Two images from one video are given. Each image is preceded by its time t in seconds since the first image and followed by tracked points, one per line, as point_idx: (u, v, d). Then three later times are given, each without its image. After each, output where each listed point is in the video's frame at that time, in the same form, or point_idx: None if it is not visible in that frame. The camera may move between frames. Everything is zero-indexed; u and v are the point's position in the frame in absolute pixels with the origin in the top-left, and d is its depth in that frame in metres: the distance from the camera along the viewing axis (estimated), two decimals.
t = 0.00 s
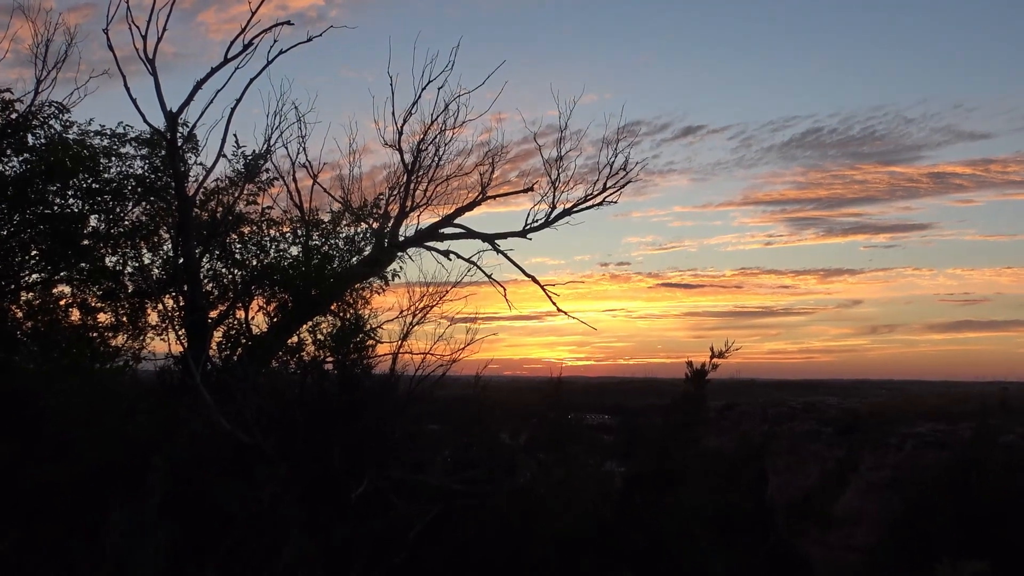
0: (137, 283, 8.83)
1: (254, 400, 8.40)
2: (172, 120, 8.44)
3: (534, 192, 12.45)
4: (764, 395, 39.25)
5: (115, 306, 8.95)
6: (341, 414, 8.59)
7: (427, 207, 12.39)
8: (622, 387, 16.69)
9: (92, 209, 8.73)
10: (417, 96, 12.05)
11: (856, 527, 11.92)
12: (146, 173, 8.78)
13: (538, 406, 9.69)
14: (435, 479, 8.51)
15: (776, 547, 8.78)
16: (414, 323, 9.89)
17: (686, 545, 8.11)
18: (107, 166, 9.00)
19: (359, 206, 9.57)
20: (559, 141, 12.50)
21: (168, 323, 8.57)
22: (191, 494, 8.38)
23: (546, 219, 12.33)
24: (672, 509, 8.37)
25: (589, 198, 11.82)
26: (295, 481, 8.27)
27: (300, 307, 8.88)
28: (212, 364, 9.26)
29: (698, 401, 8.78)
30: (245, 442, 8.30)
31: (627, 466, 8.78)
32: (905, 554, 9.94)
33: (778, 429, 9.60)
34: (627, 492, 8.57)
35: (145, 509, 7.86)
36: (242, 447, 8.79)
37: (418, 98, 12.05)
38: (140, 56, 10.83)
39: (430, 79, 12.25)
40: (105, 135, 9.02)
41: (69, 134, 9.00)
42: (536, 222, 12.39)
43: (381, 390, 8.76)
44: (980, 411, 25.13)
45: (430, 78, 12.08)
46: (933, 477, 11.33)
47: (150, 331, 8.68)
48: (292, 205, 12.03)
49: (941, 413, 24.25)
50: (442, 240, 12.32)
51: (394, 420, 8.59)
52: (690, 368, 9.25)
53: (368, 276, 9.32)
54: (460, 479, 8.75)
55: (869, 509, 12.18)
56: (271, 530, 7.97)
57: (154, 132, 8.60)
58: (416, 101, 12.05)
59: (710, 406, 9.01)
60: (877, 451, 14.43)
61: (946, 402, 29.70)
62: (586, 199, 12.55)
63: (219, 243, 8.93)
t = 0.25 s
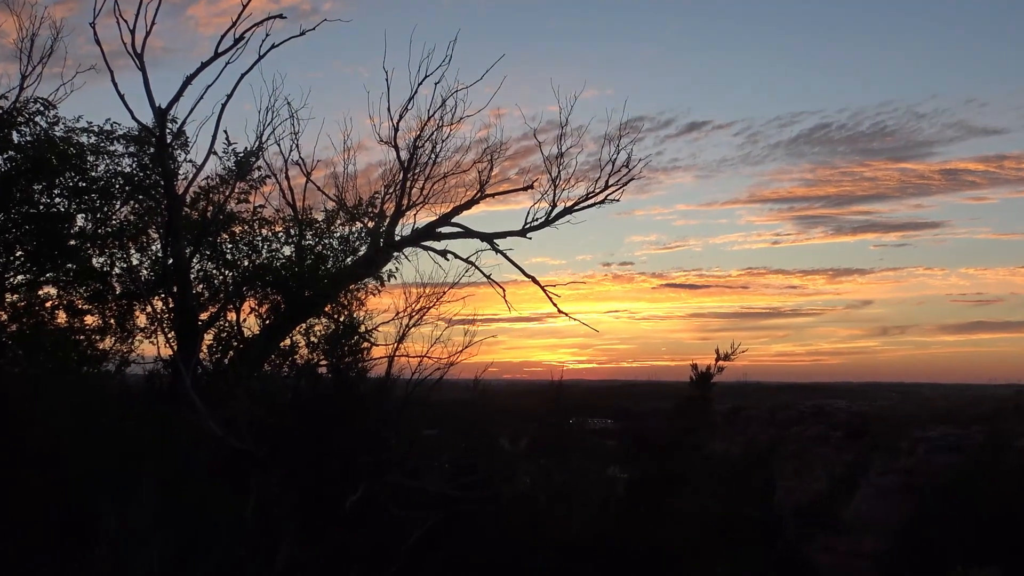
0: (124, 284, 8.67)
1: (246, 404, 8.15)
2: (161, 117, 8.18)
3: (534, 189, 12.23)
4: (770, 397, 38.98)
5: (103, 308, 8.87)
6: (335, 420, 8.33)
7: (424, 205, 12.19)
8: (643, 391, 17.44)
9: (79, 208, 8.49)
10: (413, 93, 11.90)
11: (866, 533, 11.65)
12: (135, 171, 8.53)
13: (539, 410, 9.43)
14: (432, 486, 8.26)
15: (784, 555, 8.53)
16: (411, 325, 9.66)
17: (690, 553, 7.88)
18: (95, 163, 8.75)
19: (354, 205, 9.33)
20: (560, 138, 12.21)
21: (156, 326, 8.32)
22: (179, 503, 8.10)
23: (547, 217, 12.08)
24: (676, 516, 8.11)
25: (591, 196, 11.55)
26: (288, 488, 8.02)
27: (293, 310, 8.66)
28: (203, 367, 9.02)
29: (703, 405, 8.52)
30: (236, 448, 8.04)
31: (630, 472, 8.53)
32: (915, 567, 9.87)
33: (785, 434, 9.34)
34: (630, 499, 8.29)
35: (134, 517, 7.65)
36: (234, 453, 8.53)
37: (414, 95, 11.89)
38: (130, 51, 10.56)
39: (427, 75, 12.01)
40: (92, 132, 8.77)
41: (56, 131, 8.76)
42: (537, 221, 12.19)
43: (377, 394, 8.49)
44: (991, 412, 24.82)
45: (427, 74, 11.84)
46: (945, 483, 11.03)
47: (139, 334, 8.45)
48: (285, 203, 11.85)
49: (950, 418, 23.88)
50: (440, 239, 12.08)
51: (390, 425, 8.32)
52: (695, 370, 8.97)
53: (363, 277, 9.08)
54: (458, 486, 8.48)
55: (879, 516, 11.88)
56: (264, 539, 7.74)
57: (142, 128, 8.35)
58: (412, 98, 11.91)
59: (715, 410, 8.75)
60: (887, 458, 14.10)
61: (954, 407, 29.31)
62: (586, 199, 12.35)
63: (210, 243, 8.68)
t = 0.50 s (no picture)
0: (112, 285, 8.59)
1: (237, 410, 7.87)
2: (148, 112, 7.92)
3: (535, 186, 11.94)
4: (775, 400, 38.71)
5: (88, 311, 8.74)
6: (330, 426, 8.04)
7: (421, 203, 11.90)
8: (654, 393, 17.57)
9: (64, 208, 8.24)
10: (408, 87, 11.62)
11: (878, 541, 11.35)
12: (122, 168, 8.27)
13: (539, 414, 9.13)
14: (429, 494, 7.98)
15: (793, 564, 8.26)
16: (407, 327, 9.41)
17: (694, 559, 7.72)
18: (80, 160, 8.50)
19: (347, 203, 9.08)
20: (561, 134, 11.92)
21: (144, 329, 8.07)
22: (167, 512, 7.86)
23: (547, 215, 11.80)
24: (681, 522, 7.87)
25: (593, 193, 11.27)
26: (280, 495, 7.73)
27: (285, 312, 8.43)
28: (192, 371, 8.75)
29: (709, 407, 8.22)
30: (227, 454, 7.75)
31: (635, 478, 8.25)
32: None
33: (793, 438, 9.05)
34: (634, 505, 8.02)
35: (121, 525, 7.56)
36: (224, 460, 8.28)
37: (410, 88, 11.62)
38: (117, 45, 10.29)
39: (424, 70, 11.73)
40: (77, 128, 8.48)
41: (40, 127, 8.51)
42: (537, 220, 11.90)
43: (372, 398, 8.22)
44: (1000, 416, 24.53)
45: (424, 69, 11.55)
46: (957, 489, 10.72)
47: (126, 337, 8.19)
48: (278, 202, 11.60)
49: (959, 422, 23.52)
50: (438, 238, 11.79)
51: (386, 431, 8.03)
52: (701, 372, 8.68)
53: (357, 278, 8.82)
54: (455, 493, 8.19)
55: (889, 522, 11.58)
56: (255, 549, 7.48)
57: (129, 125, 8.07)
58: (408, 91, 11.63)
59: (722, 413, 8.45)
60: (896, 463, 13.77)
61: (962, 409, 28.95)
62: (588, 194, 12.06)
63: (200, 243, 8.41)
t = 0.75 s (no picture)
0: (99, 286, 8.57)
1: (228, 414, 7.65)
2: (136, 107, 7.71)
3: (535, 184, 11.72)
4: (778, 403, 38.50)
5: (74, 312, 8.72)
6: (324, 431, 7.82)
7: (418, 201, 11.68)
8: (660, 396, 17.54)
9: (50, 206, 8.03)
10: (405, 83, 11.40)
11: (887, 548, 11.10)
12: (109, 165, 8.07)
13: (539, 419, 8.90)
14: (427, 501, 7.75)
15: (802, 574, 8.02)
16: (403, 329, 9.20)
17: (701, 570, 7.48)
18: (67, 158, 8.29)
19: (342, 202, 8.88)
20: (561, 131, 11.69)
21: (133, 331, 7.86)
22: (156, 520, 7.59)
23: (548, 214, 11.57)
24: (686, 531, 7.64)
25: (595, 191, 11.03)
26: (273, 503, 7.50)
27: (278, 313, 8.22)
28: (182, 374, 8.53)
29: (716, 413, 7.98)
30: (217, 460, 7.53)
31: (639, 485, 8.04)
32: None
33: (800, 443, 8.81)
34: (637, 512, 7.82)
35: (109, 530, 7.32)
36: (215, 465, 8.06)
37: (407, 84, 11.40)
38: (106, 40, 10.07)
39: (421, 65, 11.51)
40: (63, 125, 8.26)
41: (26, 124, 8.29)
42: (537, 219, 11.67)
43: (367, 402, 8.00)
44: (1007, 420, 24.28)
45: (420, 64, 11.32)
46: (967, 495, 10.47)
47: (114, 339, 7.98)
48: (272, 201, 11.38)
49: (965, 425, 23.26)
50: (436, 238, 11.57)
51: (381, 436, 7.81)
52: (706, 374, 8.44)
53: (352, 278, 8.62)
54: (453, 500, 8.00)
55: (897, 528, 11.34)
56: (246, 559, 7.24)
57: (118, 121, 7.85)
58: (405, 87, 11.41)
59: (727, 418, 8.22)
60: (904, 467, 13.52)
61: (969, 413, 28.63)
62: (590, 193, 11.81)
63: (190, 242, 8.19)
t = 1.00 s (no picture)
0: (88, 287, 8.23)
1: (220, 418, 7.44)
2: (126, 102, 7.52)
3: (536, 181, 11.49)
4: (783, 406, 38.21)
5: (62, 314, 8.37)
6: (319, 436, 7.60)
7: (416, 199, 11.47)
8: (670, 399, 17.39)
9: (37, 204, 7.82)
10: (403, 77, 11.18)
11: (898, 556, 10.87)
12: (99, 162, 7.87)
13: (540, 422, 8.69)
14: (426, 508, 7.53)
15: None
16: (401, 331, 9.00)
17: None
18: (55, 155, 8.09)
19: (338, 200, 8.69)
20: (563, 127, 11.45)
21: (123, 332, 7.65)
22: (147, 528, 7.34)
23: (549, 212, 11.36)
24: (692, 539, 7.44)
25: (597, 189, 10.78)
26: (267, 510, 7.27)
27: (272, 314, 8.02)
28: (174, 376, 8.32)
29: (724, 417, 7.80)
30: (210, 466, 7.32)
31: (644, 491, 7.87)
32: None
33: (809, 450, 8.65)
34: (643, 520, 7.65)
35: (97, 538, 7.07)
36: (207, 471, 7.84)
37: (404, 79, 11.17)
38: (97, 34, 9.86)
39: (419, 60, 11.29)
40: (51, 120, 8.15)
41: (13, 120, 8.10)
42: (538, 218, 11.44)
43: (364, 405, 7.78)
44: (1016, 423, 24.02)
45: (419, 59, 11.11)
46: (978, 501, 10.29)
47: (104, 341, 7.78)
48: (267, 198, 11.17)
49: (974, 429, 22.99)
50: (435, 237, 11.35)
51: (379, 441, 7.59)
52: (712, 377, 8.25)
53: (347, 278, 8.42)
54: (452, 507, 7.77)
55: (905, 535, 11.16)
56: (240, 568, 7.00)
57: (107, 117, 7.71)
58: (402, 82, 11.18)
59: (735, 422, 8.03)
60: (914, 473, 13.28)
61: (978, 417, 28.34)
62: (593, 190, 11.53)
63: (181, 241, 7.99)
